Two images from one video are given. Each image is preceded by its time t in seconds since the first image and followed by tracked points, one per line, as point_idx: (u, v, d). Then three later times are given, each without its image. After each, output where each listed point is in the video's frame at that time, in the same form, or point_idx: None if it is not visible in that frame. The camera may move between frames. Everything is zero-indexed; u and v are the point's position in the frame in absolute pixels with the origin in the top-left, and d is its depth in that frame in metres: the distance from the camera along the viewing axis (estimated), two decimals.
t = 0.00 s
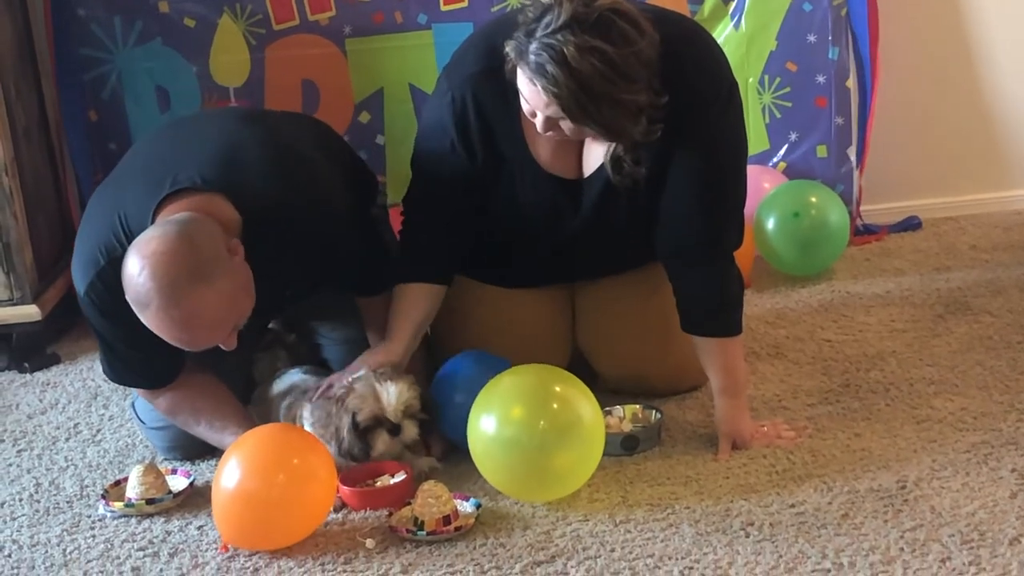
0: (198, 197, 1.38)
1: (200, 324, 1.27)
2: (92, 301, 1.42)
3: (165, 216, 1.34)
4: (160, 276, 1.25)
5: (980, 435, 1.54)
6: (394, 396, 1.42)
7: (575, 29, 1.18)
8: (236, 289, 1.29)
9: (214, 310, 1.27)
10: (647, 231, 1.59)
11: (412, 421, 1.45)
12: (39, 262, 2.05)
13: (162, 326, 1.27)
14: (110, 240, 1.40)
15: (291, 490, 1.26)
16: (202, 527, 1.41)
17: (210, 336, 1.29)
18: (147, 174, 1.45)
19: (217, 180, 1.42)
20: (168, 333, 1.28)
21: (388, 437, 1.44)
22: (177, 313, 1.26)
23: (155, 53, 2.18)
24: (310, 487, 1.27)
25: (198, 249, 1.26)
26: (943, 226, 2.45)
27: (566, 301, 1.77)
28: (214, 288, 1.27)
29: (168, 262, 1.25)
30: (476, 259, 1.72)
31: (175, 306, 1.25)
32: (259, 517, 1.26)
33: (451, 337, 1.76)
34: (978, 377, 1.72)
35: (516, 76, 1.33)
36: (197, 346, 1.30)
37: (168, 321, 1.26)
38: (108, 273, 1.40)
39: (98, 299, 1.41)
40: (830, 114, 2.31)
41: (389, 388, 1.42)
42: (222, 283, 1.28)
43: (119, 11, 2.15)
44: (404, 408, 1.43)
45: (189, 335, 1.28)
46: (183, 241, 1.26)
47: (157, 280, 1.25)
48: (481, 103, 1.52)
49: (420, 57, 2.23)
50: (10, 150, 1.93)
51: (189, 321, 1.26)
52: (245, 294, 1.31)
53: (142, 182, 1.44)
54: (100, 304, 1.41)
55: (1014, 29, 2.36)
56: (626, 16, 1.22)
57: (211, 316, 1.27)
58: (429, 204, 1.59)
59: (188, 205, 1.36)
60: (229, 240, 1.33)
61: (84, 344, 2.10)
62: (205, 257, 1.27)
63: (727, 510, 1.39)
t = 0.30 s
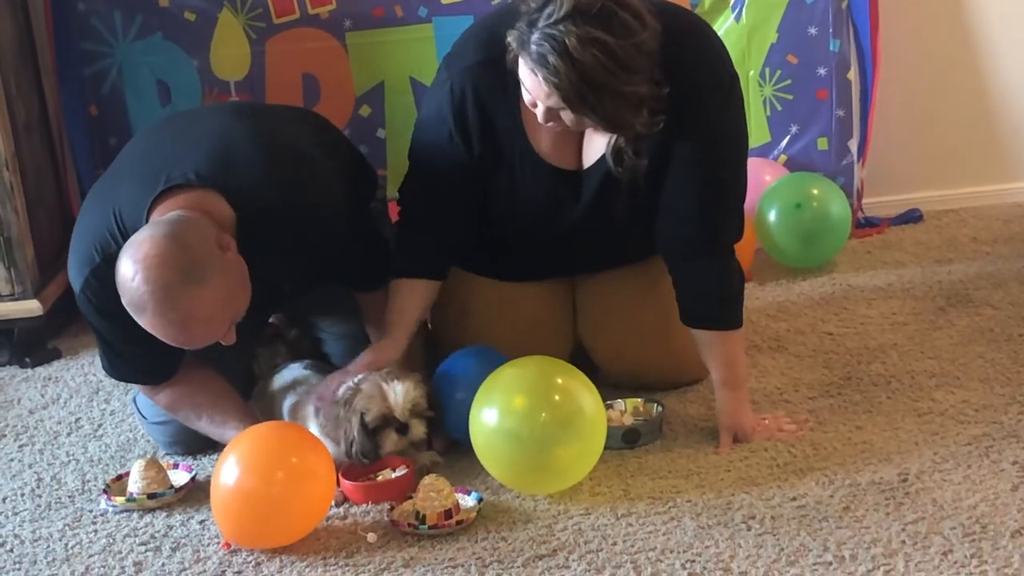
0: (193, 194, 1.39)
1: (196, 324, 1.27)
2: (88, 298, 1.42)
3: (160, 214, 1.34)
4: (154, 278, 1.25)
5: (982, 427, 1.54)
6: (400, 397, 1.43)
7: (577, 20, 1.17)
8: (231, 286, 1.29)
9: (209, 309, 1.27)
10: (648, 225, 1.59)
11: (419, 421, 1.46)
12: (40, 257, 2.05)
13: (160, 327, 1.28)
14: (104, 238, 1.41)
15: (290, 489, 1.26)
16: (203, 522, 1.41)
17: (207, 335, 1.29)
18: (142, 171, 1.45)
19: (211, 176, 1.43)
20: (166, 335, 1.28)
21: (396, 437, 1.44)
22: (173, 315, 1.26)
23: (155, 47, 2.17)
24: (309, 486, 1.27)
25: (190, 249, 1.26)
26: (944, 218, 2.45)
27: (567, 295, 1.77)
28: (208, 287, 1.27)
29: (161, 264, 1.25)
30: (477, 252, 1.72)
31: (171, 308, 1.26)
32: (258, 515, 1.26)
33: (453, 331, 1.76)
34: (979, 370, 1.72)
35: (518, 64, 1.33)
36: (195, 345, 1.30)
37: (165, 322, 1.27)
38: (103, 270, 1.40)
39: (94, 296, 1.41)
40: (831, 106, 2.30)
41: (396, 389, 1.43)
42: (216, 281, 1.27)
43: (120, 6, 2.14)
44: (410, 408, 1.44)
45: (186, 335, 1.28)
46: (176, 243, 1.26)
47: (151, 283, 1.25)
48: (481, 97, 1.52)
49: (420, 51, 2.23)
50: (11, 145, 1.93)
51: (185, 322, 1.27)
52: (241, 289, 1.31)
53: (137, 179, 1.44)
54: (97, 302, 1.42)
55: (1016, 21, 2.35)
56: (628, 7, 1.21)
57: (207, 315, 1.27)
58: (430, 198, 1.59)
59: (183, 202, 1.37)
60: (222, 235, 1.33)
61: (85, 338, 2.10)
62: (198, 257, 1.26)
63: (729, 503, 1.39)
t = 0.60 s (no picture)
0: (189, 188, 1.39)
1: (195, 319, 1.27)
2: (86, 295, 1.42)
3: (158, 211, 1.34)
4: (151, 277, 1.25)
5: (983, 419, 1.54)
6: (403, 398, 1.42)
7: (570, 16, 1.17)
8: (228, 281, 1.29)
9: (208, 305, 1.27)
10: (648, 218, 1.59)
11: (417, 422, 1.45)
12: (41, 251, 2.05)
13: (160, 324, 1.28)
14: (102, 234, 1.41)
15: (295, 487, 1.26)
16: (205, 516, 1.41)
17: (207, 330, 1.29)
18: (139, 167, 1.44)
19: (208, 170, 1.42)
20: (166, 331, 1.29)
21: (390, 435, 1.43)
22: (171, 312, 1.26)
23: (156, 41, 2.17)
24: (315, 484, 1.27)
25: (186, 246, 1.26)
26: (945, 210, 2.44)
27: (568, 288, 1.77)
28: (205, 282, 1.26)
29: (157, 262, 1.25)
30: (477, 245, 1.71)
31: (169, 306, 1.26)
32: (263, 512, 1.26)
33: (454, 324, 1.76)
34: (981, 362, 1.72)
35: (513, 60, 1.32)
36: (196, 340, 1.31)
37: (164, 320, 1.27)
38: (100, 266, 1.41)
39: (92, 292, 1.41)
40: (832, 98, 2.29)
41: (399, 390, 1.42)
42: (213, 276, 1.27)
43: None
44: (410, 408, 1.43)
45: (186, 331, 1.28)
46: (170, 240, 1.26)
47: (148, 281, 1.25)
48: (481, 89, 1.52)
49: (421, 44, 2.22)
50: (11, 138, 1.92)
51: (184, 319, 1.27)
52: (238, 282, 1.31)
53: (135, 174, 1.43)
54: (95, 298, 1.42)
55: (1018, 12, 2.35)
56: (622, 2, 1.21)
57: (206, 311, 1.27)
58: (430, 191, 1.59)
59: (180, 197, 1.37)
60: (218, 229, 1.33)
61: (86, 332, 2.09)
62: (193, 253, 1.26)
63: (730, 495, 1.39)
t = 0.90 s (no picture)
0: (189, 180, 1.39)
1: (196, 312, 1.27)
2: (86, 286, 1.42)
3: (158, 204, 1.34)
4: (152, 270, 1.25)
5: (985, 411, 1.54)
6: (395, 386, 1.41)
7: (568, 14, 1.17)
8: (228, 271, 1.29)
9: (209, 297, 1.27)
10: (649, 210, 1.58)
11: (413, 412, 1.44)
12: (42, 245, 2.05)
13: (162, 318, 1.28)
14: (101, 226, 1.41)
15: (303, 482, 1.26)
16: (207, 508, 1.41)
17: (208, 321, 1.29)
18: (139, 159, 1.44)
19: (207, 163, 1.42)
20: (168, 324, 1.29)
21: (391, 428, 1.42)
22: (172, 305, 1.26)
23: (157, 34, 2.16)
24: (322, 479, 1.27)
25: (185, 238, 1.26)
26: (947, 201, 2.44)
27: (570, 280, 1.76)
28: (205, 274, 1.26)
29: (156, 256, 1.24)
30: (479, 237, 1.71)
31: (170, 299, 1.26)
32: (271, 508, 1.26)
33: (456, 317, 1.76)
34: (983, 353, 1.72)
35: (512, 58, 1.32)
36: (198, 332, 1.31)
37: (166, 313, 1.27)
38: (100, 259, 1.40)
39: (92, 285, 1.41)
40: (833, 90, 2.29)
41: (390, 377, 1.41)
42: (213, 268, 1.27)
43: None
44: (403, 396, 1.42)
45: (187, 323, 1.28)
46: (169, 233, 1.26)
47: (149, 275, 1.25)
48: (483, 81, 1.51)
49: (422, 36, 2.21)
50: (12, 132, 1.92)
51: (185, 311, 1.27)
52: (238, 272, 1.31)
53: (134, 167, 1.43)
54: (95, 290, 1.42)
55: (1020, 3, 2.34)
56: None
57: (207, 303, 1.27)
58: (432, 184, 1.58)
59: (179, 188, 1.37)
60: (218, 220, 1.33)
61: (88, 325, 2.10)
62: (192, 246, 1.26)
63: (733, 487, 1.39)
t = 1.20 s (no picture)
0: (190, 172, 1.39)
1: (195, 303, 1.27)
2: (85, 278, 1.42)
3: (158, 195, 1.34)
4: (151, 261, 1.24)
5: (988, 401, 1.54)
6: (399, 378, 1.42)
7: (567, 5, 1.16)
8: (227, 263, 1.29)
9: (208, 288, 1.27)
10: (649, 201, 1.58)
11: (417, 404, 1.44)
12: (44, 237, 2.04)
13: (161, 309, 1.28)
14: (101, 218, 1.40)
15: (311, 475, 1.26)
16: (210, 501, 1.41)
17: (207, 313, 1.29)
18: (138, 151, 1.44)
19: (207, 155, 1.42)
20: (168, 316, 1.28)
21: (393, 420, 1.43)
22: (172, 296, 1.26)
23: (158, 26, 2.16)
24: (331, 471, 1.27)
25: (184, 230, 1.26)
26: (949, 192, 2.43)
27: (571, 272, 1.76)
28: (204, 266, 1.26)
29: (156, 247, 1.24)
30: (480, 229, 1.71)
31: (170, 290, 1.25)
32: (280, 500, 1.26)
33: (458, 308, 1.76)
34: (985, 343, 1.72)
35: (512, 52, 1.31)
36: (197, 323, 1.30)
37: (165, 304, 1.27)
38: (100, 250, 1.40)
39: (91, 275, 1.41)
40: (835, 80, 2.28)
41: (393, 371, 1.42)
42: (213, 259, 1.27)
43: None
44: (406, 389, 1.42)
45: (186, 314, 1.28)
46: (168, 224, 1.25)
47: (148, 266, 1.25)
48: (484, 72, 1.51)
49: (423, 27, 2.21)
50: (14, 124, 1.92)
51: (184, 303, 1.27)
52: (237, 264, 1.31)
53: (133, 158, 1.43)
54: (94, 282, 1.41)
55: None
56: None
57: (207, 295, 1.27)
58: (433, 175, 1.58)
59: (179, 180, 1.37)
60: (217, 212, 1.33)
61: (90, 318, 2.09)
62: (192, 237, 1.26)
63: (735, 478, 1.39)
